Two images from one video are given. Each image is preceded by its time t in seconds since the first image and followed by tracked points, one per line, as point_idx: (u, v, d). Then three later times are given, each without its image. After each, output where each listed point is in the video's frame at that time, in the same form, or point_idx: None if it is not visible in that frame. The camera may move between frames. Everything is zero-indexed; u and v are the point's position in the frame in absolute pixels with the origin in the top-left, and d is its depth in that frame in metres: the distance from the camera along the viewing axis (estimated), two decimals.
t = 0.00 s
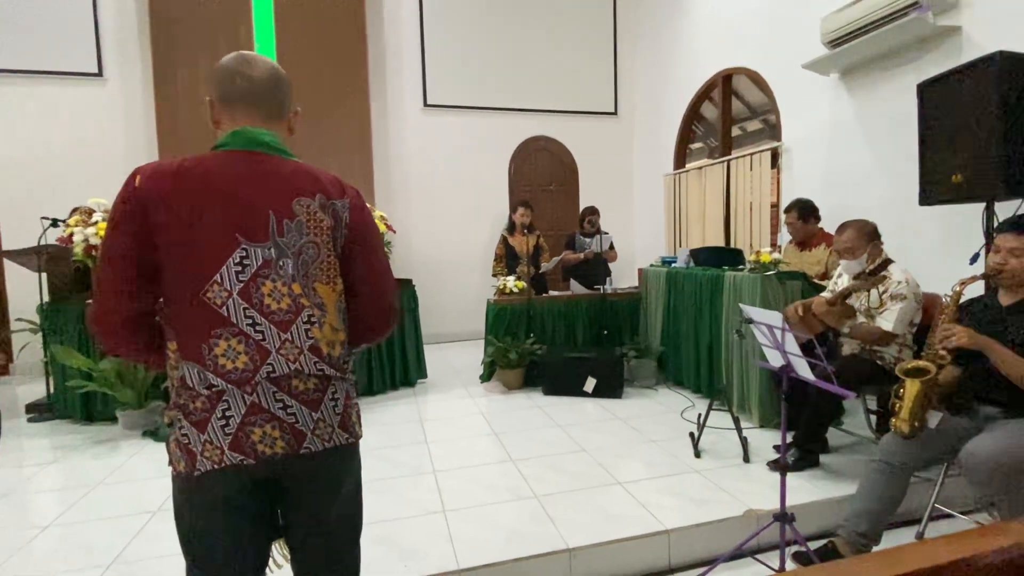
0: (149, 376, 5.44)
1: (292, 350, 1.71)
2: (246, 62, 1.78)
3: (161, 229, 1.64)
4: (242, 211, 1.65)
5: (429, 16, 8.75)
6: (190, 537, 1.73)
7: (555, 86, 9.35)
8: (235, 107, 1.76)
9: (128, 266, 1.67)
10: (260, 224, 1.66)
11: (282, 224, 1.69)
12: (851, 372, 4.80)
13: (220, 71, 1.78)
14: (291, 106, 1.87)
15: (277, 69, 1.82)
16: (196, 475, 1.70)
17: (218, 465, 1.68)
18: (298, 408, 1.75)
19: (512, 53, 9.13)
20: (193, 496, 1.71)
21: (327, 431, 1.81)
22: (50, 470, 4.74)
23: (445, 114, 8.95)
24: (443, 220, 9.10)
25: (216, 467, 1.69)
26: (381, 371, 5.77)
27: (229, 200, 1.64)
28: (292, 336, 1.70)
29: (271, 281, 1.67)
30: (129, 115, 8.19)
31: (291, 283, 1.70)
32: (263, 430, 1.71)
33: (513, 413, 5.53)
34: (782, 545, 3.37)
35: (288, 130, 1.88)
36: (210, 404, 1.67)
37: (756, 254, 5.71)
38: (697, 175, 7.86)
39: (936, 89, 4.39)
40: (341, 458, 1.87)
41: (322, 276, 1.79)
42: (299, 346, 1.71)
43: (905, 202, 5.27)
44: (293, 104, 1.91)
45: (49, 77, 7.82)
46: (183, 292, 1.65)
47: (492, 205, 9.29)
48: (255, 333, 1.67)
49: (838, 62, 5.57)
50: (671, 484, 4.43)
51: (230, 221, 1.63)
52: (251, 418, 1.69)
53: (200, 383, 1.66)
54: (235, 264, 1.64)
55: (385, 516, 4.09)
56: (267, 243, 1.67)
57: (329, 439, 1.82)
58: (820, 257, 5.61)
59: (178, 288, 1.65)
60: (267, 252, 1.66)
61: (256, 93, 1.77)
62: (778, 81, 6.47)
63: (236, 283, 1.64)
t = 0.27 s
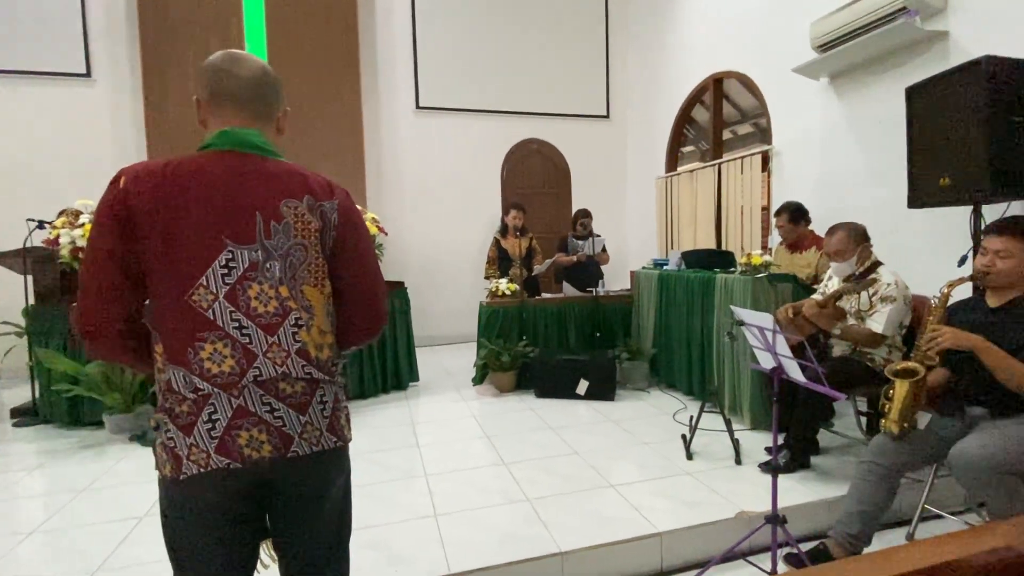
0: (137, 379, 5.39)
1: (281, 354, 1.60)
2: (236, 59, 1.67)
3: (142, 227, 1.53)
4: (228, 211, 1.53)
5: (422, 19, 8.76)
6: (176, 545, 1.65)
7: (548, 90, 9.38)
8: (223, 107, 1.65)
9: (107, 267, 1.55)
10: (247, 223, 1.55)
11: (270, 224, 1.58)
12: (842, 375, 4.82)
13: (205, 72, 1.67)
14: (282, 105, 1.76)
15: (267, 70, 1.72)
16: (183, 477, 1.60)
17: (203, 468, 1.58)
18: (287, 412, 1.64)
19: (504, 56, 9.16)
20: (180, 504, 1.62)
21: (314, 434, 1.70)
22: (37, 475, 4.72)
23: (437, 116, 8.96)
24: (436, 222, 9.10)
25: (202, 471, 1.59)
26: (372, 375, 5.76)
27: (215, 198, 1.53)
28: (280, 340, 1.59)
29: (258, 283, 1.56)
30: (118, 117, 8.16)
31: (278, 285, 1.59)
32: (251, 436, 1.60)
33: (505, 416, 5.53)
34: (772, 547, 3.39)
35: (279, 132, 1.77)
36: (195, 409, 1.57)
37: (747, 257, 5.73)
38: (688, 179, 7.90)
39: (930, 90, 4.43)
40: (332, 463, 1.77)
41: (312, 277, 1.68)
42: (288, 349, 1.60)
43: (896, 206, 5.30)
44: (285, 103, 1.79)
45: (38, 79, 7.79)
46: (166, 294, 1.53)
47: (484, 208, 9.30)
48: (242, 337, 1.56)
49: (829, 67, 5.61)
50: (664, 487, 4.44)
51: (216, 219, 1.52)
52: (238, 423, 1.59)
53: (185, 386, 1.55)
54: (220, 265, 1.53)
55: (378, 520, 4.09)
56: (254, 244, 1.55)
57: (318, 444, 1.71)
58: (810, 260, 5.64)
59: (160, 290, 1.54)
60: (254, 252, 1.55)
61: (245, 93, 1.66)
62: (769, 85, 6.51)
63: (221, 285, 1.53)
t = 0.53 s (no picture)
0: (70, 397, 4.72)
1: (232, 371, 1.37)
2: (181, 29, 1.41)
3: (70, 222, 1.30)
4: (172, 207, 1.31)
5: None
6: None
7: (548, 69, 8.55)
8: (165, 84, 1.39)
9: (30, 269, 1.32)
10: (191, 220, 1.32)
11: (219, 221, 1.34)
12: (882, 390, 4.11)
13: (144, 43, 1.41)
14: (236, 80, 1.49)
15: (218, 39, 1.45)
16: (118, 512, 1.37)
17: (142, 500, 1.36)
18: (240, 436, 1.41)
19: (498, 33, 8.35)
20: (112, 540, 1.39)
21: (271, 461, 1.46)
22: None
23: (422, 95, 8.10)
24: (424, 214, 8.21)
25: (141, 504, 1.36)
26: (343, 390, 5.03)
27: (154, 190, 1.30)
28: (231, 354, 1.37)
29: (205, 289, 1.34)
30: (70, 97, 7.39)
31: (229, 291, 1.37)
32: (196, 463, 1.37)
33: (495, 438, 4.82)
34: None
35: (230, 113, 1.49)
36: (135, 431, 1.34)
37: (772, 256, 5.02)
38: (704, 167, 7.18)
39: (979, 63, 3.71)
40: (292, 496, 1.52)
41: (269, 282, 1.43)
42: (239, 365, 1.37)
43: (944, 196, 4.56)
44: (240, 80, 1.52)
45: None
46: (98, 300, 1.31)
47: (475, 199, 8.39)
48: (187, 351, 1.33)
49: (863, 41, 4.90)
50: (679, 520, 3.74)
51: (159, 213, 1.30)
52: (182, 449, 1.36)
53: (122, 406, 1.34)
54: (161, 270, 1.31)
55: (337, 562, 3.37)
56: (201, 243, 1.33)
57: (276, 470, 1.47)
58: (843, 259, 4.94)
59: (92, 296, 1.32)
60: (201, 254, 1.33)
61: (192, 68, 1.40)
62: (795, 63, 5.80)
63: (162, 292, 1.31)
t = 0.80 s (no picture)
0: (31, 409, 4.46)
1: (200, 382, 1.19)
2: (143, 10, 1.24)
3: (21, 219, 1.13)
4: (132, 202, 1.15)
5: None
6: None
7: (543, 63, 8.23)
8: (125, 69, 1.21)
9: None
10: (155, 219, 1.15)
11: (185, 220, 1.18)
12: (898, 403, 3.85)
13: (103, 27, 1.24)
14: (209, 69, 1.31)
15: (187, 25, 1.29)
16: (80, 528, 1.18)
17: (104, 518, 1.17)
18: (209, 451, 1.22)
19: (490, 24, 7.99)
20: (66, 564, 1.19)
21: (243, 476, 1.27)
22: None
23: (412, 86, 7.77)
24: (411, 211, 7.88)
25: (100, 526, 1.17)
26: (324, 399, 4.76)
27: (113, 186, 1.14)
28: (199, 363, 1.18)
29: (171, 294, 1.17)
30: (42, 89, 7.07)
31: (197, 295, 1.19)
32: (162, 481, 1.19)
33: (486, 451, 4.55)
34: None
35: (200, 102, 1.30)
36: (92, 447, 1.16)
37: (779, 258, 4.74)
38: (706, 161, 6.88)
39: (994, 53, 3.44)
40: (268, 513, 1.31)
41: (243, 284, 1.25)
42: (209, 376, 1.19)
43: (957, 196, 4.31)
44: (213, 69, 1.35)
45: None
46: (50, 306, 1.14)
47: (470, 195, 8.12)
48: (150, 361, 1.16)
49: (873, 31, 4.62)
50: (681, 535, 3.48)
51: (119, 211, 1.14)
52: (146, 466, 1.18)
53: (78, 421, 1.15)
54: (121, 272, 1.14)
55: None
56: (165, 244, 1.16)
57: (250, 488, 1.28)
58: (855, 261, 4.72)
59: (45, 299, 1.15)
60: (166, 256, 1.16)
61: (157, 58, 1.22)
62: (802, 55, 5.54)
63: (123, 296, 1.14)
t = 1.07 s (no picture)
0: None
1: (149, 400, 1.06)
2: None
3: None
4: (70, 202, 1.02)
5: None
6: None
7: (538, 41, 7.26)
8: (60, 47, 1.06)
9: None
10: (96, 216, 1.02)
11: (130, 217, 1.04)
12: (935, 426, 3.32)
13: None
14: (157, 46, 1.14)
15: None
16: (13, 567, 1.06)
17: (40, 553, 1.05)
18: (158, 477, 1.09)
19: None
20: None
21: (196, 505, 1.13)
22: None
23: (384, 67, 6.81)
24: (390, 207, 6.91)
25: (37, 560, 1.05)
26: (293, 416, 4.27)
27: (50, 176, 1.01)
28: (147, 379, 1.06)
29: (116, 300, 1.04)
30: None
31: (143, 303, 1.05)
32: (104, 510, 1.07)
33: (472, 475, 4.04)
34: None
35: (152, 86, 1.16)
36: (28, 474, 1.04)
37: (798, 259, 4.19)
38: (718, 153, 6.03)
39: None
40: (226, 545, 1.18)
41: (196, 289, 1.11)
42: (158, 394, 1.06)
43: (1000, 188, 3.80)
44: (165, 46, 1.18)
45: None
46: None
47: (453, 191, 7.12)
48: (92, 377, 1.03)
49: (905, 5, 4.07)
50: (692, 567, 3.03)
51: (58, 205, 1.01)
52: (88, 493, 1.06)
53: (11, 443, 1.02)
54: (62, 276, 1.01)
55: None
56: (109, 244, 1.03)
57: (205, 519, 1.14)
58: (883, 263, 4.19)
59: None
60: (111, 257, 1.03)
61: (95, 29, 1.06)
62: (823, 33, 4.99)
63: (63, 303, 1.01)
